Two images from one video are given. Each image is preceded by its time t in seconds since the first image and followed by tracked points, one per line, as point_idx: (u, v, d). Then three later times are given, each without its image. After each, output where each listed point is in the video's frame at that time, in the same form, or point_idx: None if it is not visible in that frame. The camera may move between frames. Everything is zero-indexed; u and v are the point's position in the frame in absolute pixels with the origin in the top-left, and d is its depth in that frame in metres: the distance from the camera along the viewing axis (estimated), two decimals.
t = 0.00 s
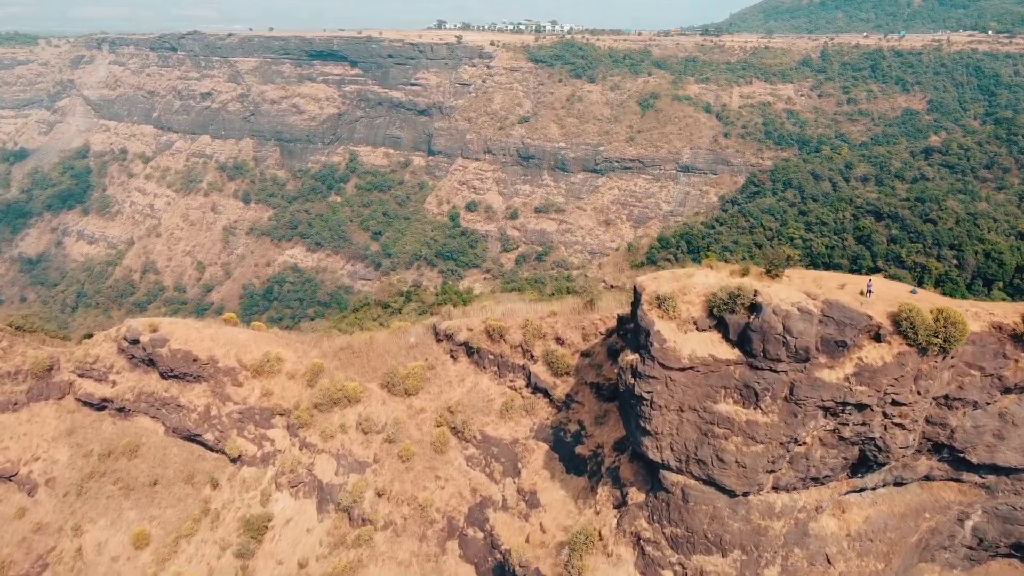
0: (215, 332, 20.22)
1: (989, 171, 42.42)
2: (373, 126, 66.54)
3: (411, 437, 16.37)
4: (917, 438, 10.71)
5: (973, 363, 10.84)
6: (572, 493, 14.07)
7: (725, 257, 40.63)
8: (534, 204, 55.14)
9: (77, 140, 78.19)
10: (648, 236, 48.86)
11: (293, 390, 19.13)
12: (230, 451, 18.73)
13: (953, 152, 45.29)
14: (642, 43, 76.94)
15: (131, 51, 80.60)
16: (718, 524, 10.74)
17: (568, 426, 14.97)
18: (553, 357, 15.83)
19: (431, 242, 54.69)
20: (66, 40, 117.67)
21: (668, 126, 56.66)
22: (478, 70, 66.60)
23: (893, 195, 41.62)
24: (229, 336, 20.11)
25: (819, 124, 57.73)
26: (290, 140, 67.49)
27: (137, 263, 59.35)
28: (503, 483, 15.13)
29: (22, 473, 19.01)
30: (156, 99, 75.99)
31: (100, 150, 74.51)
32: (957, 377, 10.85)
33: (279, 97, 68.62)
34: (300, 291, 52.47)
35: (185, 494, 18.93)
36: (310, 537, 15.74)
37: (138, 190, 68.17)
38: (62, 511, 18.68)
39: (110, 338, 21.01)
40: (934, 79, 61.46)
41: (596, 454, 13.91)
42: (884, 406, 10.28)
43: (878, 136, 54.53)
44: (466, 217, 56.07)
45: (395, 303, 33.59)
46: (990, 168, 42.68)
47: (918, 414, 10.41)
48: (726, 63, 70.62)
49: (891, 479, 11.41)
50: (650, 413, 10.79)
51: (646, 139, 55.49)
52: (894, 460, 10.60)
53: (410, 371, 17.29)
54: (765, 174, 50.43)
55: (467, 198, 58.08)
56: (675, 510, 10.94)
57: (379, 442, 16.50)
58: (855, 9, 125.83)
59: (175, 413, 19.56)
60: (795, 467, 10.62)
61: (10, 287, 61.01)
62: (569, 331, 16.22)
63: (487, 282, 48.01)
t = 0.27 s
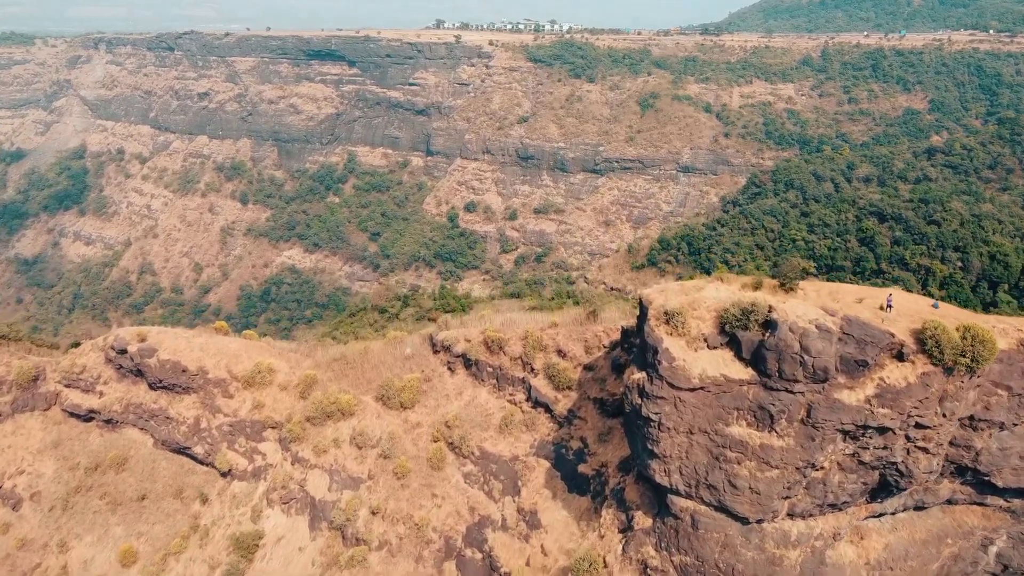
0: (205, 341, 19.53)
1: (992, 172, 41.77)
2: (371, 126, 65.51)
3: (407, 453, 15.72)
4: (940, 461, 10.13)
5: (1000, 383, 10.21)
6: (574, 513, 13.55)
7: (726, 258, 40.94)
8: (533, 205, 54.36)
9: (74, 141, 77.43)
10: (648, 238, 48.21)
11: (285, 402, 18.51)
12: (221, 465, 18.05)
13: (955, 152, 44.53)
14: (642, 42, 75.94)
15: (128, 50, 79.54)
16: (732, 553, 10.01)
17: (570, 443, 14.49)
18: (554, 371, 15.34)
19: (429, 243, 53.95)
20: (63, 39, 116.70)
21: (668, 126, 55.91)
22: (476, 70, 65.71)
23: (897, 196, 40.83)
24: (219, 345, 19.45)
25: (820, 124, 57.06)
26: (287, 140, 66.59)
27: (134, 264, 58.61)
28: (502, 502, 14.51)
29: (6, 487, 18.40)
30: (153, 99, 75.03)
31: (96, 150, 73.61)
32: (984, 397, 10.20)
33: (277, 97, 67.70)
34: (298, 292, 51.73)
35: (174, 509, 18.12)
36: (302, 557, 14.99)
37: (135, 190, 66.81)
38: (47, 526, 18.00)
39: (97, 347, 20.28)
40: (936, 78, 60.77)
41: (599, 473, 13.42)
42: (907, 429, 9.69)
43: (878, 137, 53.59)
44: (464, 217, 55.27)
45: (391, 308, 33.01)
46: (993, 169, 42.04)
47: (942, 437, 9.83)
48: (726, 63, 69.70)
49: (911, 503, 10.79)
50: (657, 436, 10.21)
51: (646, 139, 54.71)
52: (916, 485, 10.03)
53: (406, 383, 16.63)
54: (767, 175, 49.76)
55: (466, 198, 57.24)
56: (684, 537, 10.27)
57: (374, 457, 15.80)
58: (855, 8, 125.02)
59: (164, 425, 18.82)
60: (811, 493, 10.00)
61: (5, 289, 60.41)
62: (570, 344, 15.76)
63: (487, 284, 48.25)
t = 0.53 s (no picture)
0: (194, 352, 18.91)
1: (996, 173, 40.99)
2: (369, 126, 64.62)
3: (403, 471, 14.98)
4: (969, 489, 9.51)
5: None
6: (577, 536, 12.93)
7: (728, 260, 40.79)
8: (532, 206, 53.43)
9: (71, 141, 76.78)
10: (649, 239, 47.44)
11: (277, 416, 17.84)
12: (210, 481, 17.40)
13: (959, 153, 43.63)
14: (642, 41, 74.64)
15: (125, 50, 78.95)
16: None
17: (573, 462, 13.78)
18: (556, 386, 14.76)
19: (428, 244, 53.21)
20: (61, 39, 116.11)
21: (668, 126, 54.98)
22: (475, 70, 64.59)
23: (900, 198, 40.04)
24: (209, 356, 18.78)
25: (821, 125, 56.42)
26: (285, 140, 65.96)
27: (131, 265, 57.79)
28: (502, 523, 13.87)
29: None
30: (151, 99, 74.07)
31: (94, 150, 72.89)
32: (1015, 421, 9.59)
33: (274, 97, 66.98)
34: (297, 294, 50.87)
35: (163, 525, 17.47)
36: None
37: (133, 191, 66.43)
38: (29, 543, 17.23)
39: (83, 357, 19.59)
40: (937, 79, 60.18)
41: (603, 496, 12.76)
42: (935, 458, 9.06)
43: (880, 138, 53.10)
44: (463, 218, 54.41)
45: (389, 312, 32.42)
46: (997, 170, 41.25)
47: (972, 465, 9.22)
48: (726, 62, 68.41)
49: (935, 531, 10.17)
50: (667, 462, 9.56)
51: (646, 140, 53.91)
52: (942, 514, 9.43)
53: (401, 398, 15.97)
54: (768, 175, 48.98)
55: (465, 198, 56.29)
56: (695, 569, 9.36)
57: (368, 475, 15.06)
58: (855, 7, 124.36)
59: (152, 438, 18.16)
60: (833, 524, 9.33)
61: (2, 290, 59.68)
62: (573, 358, 15.19)
63: (486, 287, 47.87)
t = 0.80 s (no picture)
0: (183, 363, 18.23)
1: (1000, 174, 40.28)
2: (368, 127, 63.64)
3: (398, 490, 14.28)
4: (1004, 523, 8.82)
5: None
6: (580, 562, 12.28)
7: (730, 262, 40.22)
8: (532, 207, 51.97)
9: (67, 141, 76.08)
10: (649, 240, 46.19)
11: (268, 431, 17.11)
12: (199, 497, 16.58)
13: (963, 154, 42.82)
14: (642, 41, 72.92)
15: (122, 50, 78.30)
16: None
17: (576, 484, 13.21)
18: (559, 403, 14.15)
19: (427, 244, 52.01)
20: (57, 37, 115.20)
21: (668, 126, 53.29)
22: (474, 70, 63.24)
23: (904, 200, 39.07)
24: (198, 368, 18.12)
25: (822, 125, 55.46)
26: (283, 140, 65.12)
27: (129, 266, 56.29)
28: (502, 547, 13.20)
29: None
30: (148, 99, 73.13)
31: (91, 150, 71.68)
32: None
33: (272, 97, 66.13)
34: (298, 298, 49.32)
35: (150, 543, 16.55)
36: None
37: (131, 191, 64.88)
38: (11, 562, 16.26)
39: (68, 368, 18.90)
40: (939, 79, 59.42)
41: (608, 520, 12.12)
42: (968, 489, 8.44)
43: (882, 137, 52.78)
44: (461, 219, 53.09)
45: (386, 317, 31.83)
46: (1001, 171, 40.54)
47: (1007, 498, 8.57)
48: (726, 62, 66.51)
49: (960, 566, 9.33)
50: (678, 492, 8.90)
51: (646, 140, 52.39)
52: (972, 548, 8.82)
53: (397, 413, 15.33)
54: (769, 177, 47.46)
55: (463, 199, 54.90)
56: None
57: (362, 493, 14.35)
58: (855, 7, 123.62)
59: (139, 452, 17.43)
60: (856, 560, 8.66)
61: None
62: (575, 373, 14.61)
63: (485, 287, 47.07)
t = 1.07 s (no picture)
0: (170, 375, 17.53)
1: (1005, 175, 39.51)
2: (367, 127, 61.54)
3: (392, 512, 13.62)
4: None
5: None
6: None
7: (731, 265, 39.55)
8: (532, 207, 49.78)
9: (64, 141, 74.92)
10: (650, 243, 44.57)
11: (257, 447, 16.35)
12: (187, 515, 15.70)
13: (966, 155, 41.71)
14: (642, 41, 71.03)
15: (120, 49, 77.11)
16: None
17: (579, 509, 12.65)
18: (561, 422, 13.57)
19: (426, 246, 49.57)
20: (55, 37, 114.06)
21: (669, 126, 50.79)
22: (473, 71, 61.00)
23: (908, 202, 37.67)
24: (186, 381, 17.39)
25: (823, 125, 53.94)
26: (280, 140, 63.09)
27: (126, 267, 55.21)
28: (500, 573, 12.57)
29: None
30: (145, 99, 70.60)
31: (89, 150, 70.36)
32: None
33: (270, 97, 63.90)
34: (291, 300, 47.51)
35: (136, 562, 15.68)
36: None
37: (127, 192, 63.42)
38: None
39: (52, 379, 18.15)
40: (940, 79, 58.27)
41: (612, 547, 11.50)
42: (1004, 529, 7.90)
43: (884, 137, 51.75)
44: (461, 219, 50.82)
45: (383, 323, 31.30)
46: (1005, 173, 39.84)
47: None
48: (726, 62, 64.30)
49: None
50: (688, 529, 8.21)
51: (646, 140, 50.04)
52: None
53: (391, 430, 14.67)
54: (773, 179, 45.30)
55: (462, 200, 52.68)
56: None
57: (355, 514, 13.68)
58: (855, 7, 122.60)
59: (125, 468, 16.68)
60: None
61: None
62: (578, 392, 14.08)
63: (485, 289, 45.97)
